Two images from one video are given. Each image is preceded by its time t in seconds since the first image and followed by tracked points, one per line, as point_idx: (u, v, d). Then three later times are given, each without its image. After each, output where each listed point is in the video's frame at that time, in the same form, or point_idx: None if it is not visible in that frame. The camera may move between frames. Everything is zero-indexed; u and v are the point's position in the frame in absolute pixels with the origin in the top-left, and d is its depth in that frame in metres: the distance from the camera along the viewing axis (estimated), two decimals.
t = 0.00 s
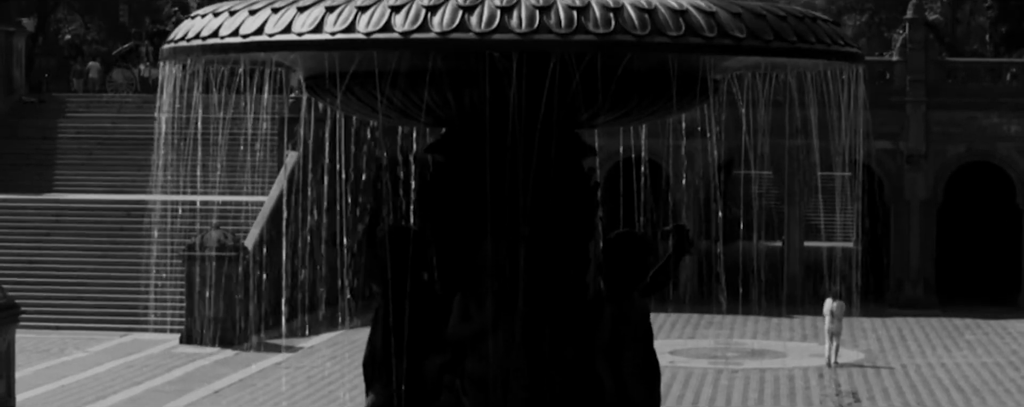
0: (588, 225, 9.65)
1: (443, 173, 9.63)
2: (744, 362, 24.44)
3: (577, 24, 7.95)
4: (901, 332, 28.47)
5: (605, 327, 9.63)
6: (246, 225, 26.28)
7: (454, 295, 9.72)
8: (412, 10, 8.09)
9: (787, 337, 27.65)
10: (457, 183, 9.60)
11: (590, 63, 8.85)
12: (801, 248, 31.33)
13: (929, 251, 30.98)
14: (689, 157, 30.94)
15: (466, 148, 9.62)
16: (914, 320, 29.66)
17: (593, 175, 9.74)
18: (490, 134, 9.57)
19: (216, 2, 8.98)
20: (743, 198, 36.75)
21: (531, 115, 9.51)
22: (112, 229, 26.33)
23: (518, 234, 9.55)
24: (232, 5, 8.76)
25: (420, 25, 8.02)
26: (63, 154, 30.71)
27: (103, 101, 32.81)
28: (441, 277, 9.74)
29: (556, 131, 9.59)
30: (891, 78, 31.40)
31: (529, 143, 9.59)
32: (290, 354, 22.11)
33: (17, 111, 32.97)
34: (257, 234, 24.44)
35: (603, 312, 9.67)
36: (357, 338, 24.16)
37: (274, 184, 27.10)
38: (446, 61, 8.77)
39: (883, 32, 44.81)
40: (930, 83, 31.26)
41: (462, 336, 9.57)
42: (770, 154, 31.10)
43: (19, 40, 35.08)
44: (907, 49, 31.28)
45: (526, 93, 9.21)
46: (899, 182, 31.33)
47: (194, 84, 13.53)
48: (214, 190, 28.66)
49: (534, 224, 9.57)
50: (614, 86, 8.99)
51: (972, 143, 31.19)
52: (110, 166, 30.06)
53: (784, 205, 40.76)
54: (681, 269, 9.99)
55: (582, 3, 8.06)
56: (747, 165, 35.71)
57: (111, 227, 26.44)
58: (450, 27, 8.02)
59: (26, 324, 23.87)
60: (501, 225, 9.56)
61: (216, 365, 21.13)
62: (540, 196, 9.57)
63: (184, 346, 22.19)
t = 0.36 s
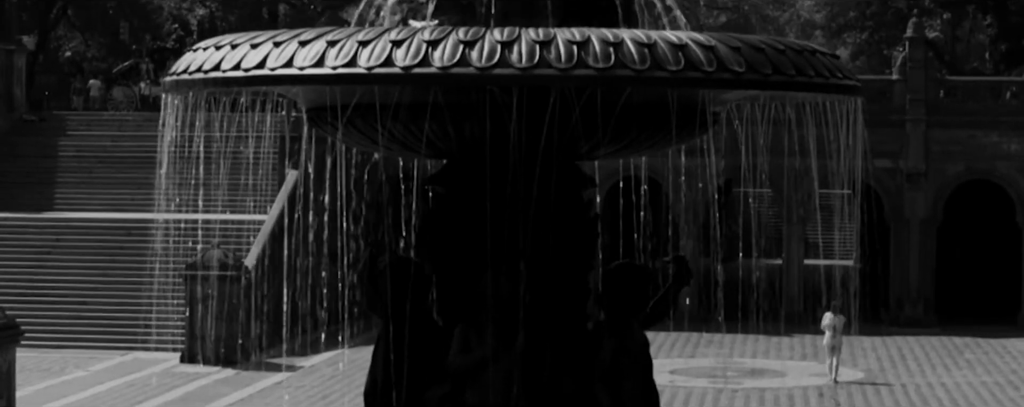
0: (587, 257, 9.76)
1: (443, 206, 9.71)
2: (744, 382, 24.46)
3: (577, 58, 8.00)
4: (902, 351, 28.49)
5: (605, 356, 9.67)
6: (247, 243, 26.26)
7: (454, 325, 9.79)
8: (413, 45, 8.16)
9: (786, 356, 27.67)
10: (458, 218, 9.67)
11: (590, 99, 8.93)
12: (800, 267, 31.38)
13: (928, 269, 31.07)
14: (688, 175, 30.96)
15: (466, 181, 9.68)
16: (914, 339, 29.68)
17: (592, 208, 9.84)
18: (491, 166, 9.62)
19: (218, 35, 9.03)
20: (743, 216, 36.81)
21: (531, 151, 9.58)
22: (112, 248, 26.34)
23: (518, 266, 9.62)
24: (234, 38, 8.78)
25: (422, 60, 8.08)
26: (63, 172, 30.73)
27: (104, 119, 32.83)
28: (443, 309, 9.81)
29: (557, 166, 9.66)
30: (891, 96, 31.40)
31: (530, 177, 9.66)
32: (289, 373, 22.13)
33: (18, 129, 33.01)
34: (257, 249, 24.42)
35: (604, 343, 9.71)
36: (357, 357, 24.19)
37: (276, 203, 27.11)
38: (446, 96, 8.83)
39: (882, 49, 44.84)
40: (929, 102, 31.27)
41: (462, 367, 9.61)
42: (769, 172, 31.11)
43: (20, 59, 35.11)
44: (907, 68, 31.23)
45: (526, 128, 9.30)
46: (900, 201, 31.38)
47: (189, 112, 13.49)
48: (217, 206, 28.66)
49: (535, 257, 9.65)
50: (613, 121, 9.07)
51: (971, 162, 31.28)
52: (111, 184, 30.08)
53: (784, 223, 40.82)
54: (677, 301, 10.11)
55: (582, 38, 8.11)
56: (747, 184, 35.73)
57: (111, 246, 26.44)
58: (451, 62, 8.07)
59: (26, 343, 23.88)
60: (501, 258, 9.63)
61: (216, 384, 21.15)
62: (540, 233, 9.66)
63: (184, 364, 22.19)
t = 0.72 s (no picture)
0: (586, 288, 9.79)
1: (443, 237, 9.80)
2: (744, 402, 24.46)
3: (577, 93, 8.06)
4: (902, 372, 28.50)
5: (605, 387, 9.58)
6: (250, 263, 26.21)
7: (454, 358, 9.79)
8: (414, 79, 8.21)
9: (787, 377, 27.69)
10: (457, 251, 9.75)
11: (591, 133, 8.99)
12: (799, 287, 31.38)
13: (928, 290, 31.21)
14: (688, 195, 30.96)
15: (467, 211, 9.79)
16: (914, 359, 29.71)
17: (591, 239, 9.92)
18: (491, 197, 9.72)
19: (218, 69, 9.07)
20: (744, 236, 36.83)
21: (532, 187, 9.71)
22: (113, 269, 26.32)
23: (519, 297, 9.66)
24: (236, 70, 8.82)
25: (421, 94, 8.14)
26: (63, 192, 30.71)
27: (104, 140, 32.84)
28: (444, 342, 9.83)
29: (556, 202, 9.80)
30: (890, 116, 31.43)
31: (530, 207, 9.75)
32: (289, 393, 22.14)
33: (19, 149, 33.01)
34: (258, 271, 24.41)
35: (603, 374, 9.62)
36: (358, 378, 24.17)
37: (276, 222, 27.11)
38: (447, 130, 8.86)
39: (881, 69, 44.85)
40: (929, 122, 31.41)
41: (464, 398, 9.55)
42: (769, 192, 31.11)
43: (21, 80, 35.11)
44: (907, 88, 31.44)
45: (527, 165, 9.33)
46: (899, 222, 31.44)
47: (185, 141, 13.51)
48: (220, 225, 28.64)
49: (535, 287, 9.69)
50: (614, 153, 9.12)
51: (971, 182, 31.29)
52: (111, 204, 30.07)
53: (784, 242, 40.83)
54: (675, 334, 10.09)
55: (581, 72, 8.17)
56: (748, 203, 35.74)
57: (112, 267, 26.42)
58: (452, 96, 8.13)
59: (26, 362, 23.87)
60: (502, 290, 9.67)
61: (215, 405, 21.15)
62: (540, 261, 9.72)
63: (185, 385, 22.21)
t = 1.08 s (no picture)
0: (586, 326, 9.94)
1: (443, 275, 9.95)
2: None
3: (577, 135, 8.23)
4: (901, 399, 28.53)
5: None
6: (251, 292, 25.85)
7: (455, 395, 9.94)
8: (414, 121, 8.37)
9: (788, 404, 27.72)
10: (458, 289, 9.88)
11: (591, 174, 9.07)
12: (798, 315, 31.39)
13: (928, 317, 32.78)
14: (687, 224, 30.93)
15: (467, 251, 9.92)
16: (914, 387, 29.76)
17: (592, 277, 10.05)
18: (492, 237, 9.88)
19: (221, 109, 9.23)
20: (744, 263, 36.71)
21: (532, 228, 9.85)
22: (113, 295, 26.20)
23: (518, 336, 9.82)
24: (238, 111, 8.97)
25: (422, 137, 8.28)
26: (63, 219, 30.53)
27: (104, 167, 32.77)
28: (445, 379, 9.98)
29: (557, 243, 9.92)
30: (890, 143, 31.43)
31: (530, 247, 9.90)
32: None
33: (19, 176, 32.89)
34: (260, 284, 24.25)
35: None
36: None
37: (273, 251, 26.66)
38: (448, 170, 8.98)
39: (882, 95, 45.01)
40: (929, 150, 32.98)
41: None
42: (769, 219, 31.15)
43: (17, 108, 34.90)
44: (908, 116, 33.07)
45: (527, 205, 9.39)
46: (900, 248, 33.08)
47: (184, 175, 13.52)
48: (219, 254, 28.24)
49: (534, 324, 9.85)
50: (613, 197, 9.23)
51: (970, 210, 32.90)
52: (112, 230, 29.92)
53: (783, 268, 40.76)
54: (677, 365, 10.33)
55: (581, 114, 8.33)
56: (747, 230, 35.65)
57: (111, 294, 26.28)
58: (452, 138, 8.27)
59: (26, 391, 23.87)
60: (502, 329, 9.82)
61: None
62: (540, 301, 9.88)
63: None
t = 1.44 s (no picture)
0: (586, 367, 10.09)
1: (444, 317, 10.07)
2: None
3: (576, 178, 8.42)
4: None
5: None
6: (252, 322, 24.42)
7: None
8: (415, 164, 8.55)
9: None
10: (458, 331, 10.00)
11: (590, 216, 9.17)
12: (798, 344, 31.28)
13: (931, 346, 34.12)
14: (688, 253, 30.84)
15: (467, 293, 10.05)
16: None
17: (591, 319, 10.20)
18: (493, 280, 10.02)
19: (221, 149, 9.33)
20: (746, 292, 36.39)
21: (531, 274, 10.01)
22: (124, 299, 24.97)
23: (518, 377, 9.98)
24: (239, 152, 9.06)
25: (422, 178, 8.48)
26: (63, 247, 30.14)
27: (103, 197, 32.69)
28: None
29: (556, 288, 10.06)
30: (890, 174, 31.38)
31: (531, 290, 10.04)
32: None
33: (19, 205, 32.57)
34: (280, 282, 22.37)
35: None
36: None
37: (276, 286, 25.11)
38: (448, 213, 9.08)
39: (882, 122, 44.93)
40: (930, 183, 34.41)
41: None
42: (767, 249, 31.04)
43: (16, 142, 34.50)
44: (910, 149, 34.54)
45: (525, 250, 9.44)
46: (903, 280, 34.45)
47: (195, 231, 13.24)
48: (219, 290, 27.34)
49: (534, 366, 10.01)
50: (613, 241, 9.35)
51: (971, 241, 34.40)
52: (112, 259, 29.52)
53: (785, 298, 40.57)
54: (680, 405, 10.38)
55: (581, 157, 8.53)
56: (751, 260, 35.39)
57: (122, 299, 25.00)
58: (453, 181, 8.47)
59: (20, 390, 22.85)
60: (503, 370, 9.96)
61: None
62: (541, 342, 10.02)
63: None
